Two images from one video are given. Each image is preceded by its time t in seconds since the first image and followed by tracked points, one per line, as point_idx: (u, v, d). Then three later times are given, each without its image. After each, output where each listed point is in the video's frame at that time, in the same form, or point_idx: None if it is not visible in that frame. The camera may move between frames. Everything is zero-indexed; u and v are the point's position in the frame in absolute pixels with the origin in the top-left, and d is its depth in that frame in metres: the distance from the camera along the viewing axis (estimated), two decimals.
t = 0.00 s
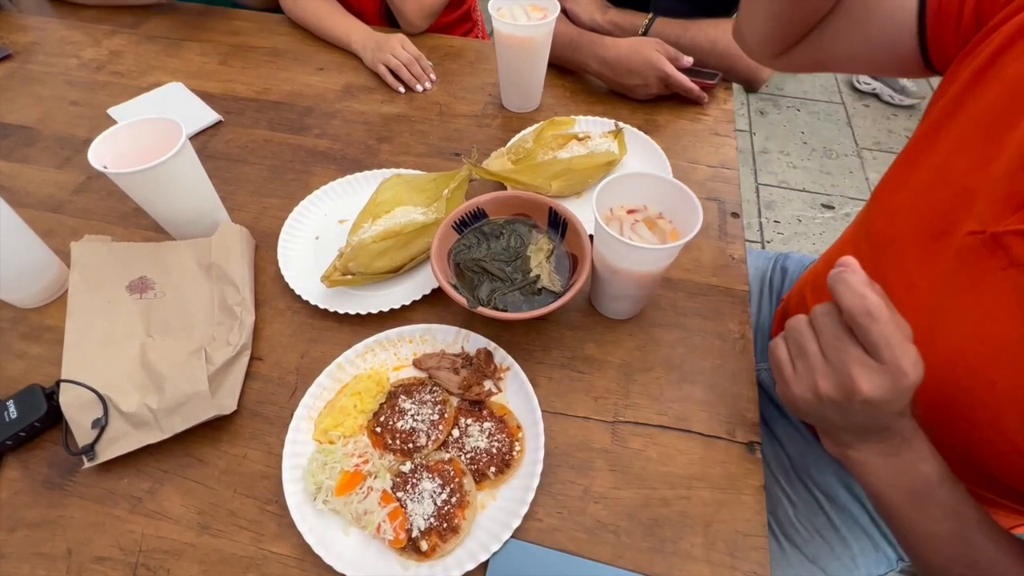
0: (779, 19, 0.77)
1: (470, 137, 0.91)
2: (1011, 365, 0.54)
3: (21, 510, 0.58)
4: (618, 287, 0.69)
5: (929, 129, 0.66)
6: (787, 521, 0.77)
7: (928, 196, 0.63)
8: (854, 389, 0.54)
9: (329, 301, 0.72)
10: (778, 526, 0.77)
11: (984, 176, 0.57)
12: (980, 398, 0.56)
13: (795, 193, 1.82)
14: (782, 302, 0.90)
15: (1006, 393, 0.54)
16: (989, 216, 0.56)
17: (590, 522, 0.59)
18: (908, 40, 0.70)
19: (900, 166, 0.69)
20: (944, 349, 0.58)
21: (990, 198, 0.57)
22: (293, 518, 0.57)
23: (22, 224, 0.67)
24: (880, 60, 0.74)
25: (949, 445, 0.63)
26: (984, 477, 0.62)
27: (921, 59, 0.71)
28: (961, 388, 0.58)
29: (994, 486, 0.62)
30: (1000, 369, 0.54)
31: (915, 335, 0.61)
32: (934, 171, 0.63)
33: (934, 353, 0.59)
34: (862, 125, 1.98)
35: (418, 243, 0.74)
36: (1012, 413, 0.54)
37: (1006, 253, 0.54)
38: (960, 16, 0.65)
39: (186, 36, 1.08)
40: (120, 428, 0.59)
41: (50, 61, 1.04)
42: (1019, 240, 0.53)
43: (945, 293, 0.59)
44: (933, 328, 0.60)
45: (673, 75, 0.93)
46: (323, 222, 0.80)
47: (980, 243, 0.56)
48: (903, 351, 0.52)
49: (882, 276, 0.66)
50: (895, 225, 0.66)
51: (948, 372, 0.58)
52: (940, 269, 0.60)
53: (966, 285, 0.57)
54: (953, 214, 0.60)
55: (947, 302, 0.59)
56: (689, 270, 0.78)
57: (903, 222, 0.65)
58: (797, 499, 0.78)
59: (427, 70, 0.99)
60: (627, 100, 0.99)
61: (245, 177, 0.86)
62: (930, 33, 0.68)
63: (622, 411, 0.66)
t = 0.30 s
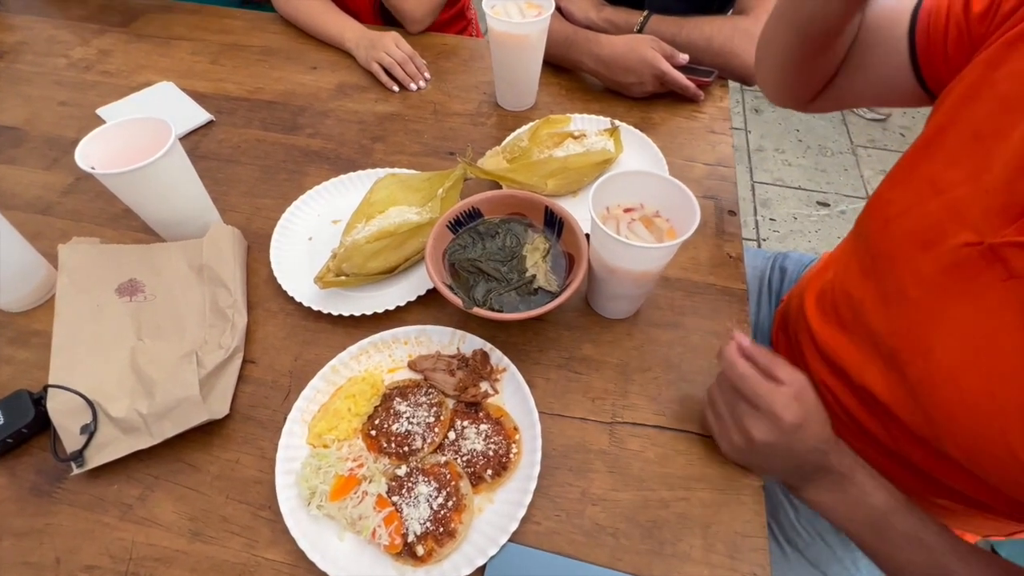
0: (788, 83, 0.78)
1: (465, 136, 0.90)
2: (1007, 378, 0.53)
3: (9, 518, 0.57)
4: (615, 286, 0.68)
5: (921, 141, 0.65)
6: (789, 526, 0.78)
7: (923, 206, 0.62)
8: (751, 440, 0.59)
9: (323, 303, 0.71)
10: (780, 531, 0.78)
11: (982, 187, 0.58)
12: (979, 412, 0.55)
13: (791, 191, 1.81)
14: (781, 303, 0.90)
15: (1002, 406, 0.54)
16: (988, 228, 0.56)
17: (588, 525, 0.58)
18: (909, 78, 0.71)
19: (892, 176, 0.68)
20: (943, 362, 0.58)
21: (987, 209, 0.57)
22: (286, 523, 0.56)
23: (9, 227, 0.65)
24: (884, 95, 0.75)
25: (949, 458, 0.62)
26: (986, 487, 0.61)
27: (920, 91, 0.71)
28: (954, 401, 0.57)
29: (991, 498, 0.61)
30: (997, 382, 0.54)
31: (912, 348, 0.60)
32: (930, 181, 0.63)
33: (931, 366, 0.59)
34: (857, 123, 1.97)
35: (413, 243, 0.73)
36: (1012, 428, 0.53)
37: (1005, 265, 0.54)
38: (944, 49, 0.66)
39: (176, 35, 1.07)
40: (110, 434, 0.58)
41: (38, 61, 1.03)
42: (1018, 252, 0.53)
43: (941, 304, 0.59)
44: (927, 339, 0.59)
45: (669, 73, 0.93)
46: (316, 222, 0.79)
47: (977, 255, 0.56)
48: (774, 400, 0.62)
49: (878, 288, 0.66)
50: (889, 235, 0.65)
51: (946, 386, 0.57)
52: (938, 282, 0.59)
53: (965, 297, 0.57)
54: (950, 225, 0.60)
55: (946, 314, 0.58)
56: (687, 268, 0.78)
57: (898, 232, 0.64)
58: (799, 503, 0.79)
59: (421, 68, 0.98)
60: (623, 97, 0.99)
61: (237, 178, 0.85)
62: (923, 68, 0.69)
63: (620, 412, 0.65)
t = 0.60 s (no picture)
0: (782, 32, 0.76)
1: (460, 133, 0.89)
2: (1004, 374, 0.53)
3: None
4: (612, 283, 0.67)
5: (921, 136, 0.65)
6: (786, 523, 0.78)
7: (923, 202, 0.62)
8: (744, 438, 0.59)
9: (316, 302, 0.70)
10: (777, 528, 0.78)
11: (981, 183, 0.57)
12: (975, 409, 0.55)
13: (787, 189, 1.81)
14: (779, 299, 0.90)
15: (1000, 404, 0.53)
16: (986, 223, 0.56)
17: (585, 525, 0.57)
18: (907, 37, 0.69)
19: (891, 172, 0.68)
20: (939, 359, 0.57)
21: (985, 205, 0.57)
22: (279, 525, 0.55)
23: None
24: (878, 63, 0.72)
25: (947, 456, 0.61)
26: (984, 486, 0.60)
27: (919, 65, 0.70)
28: (950, 398, 0.57)
29: (991, 496, 0.61)
30: (993, 379, 0.53)
31: (908, 345, 0.60)
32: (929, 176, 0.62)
33: (927, 363, 0.58)
34: (852, 121, 1.97)
35: (407, 241, 0.72)
36: (1008, 426, 0.53)
37: (1001, 262, 0.54)
38: (951, 20, 0.65)
39: (168, 32, 1.06)
40: (99, 436, 0.57)
41: (28, 58, 1.02)
42: (1015, 248, 0.53)
43: (938, 301, 0.58)
44: (924, 336, 0.59)
45: (665, 69, 0.92)
46: (309, 221, 0.78)
47: (974, 250, 0.56)
48: (763, 396, 0.61)
49: (876, 284, 0.65)
50: (888, 231, 0.65)
51: (942, 383, 0.57)
52: (936, 278, 0.59)
53: (962, 294, 0.56)
54: (950, 221, 0.59)
55: (942, 310, 0.58)
56: (684, 266, 0.77)
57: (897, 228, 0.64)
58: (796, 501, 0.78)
59: (416, 65, 0.97)
60: (619, 94, 0.98)
61: (230, 176, 0.84)
62: (926, 31, 0.67)
63: (617, 411, 0.65)
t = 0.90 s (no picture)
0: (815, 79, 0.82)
1: (456, 131, 0.89)
2: (996, 375, 0.53)
3: None
4: (609, 281, 0.67)
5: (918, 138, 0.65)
6: (782, 520, 0.78)
7: (917, 204, 0.62)
8: (743, 433, 0.59)
9: (312, 301, 0.70)
10: (774, 525, 0.78)
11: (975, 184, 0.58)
12: (966, 409, 0.55)
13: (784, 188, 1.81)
14: (778, 297, 0.90)
15: (992, 405, 0.53)
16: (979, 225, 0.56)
17: (583, 523, 0.57)
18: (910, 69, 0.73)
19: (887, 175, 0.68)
20: (931, 359, 0.57)
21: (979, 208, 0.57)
22: (275, 524, 0.54)
23: None
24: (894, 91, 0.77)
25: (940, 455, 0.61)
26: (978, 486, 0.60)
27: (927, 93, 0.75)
28: (943, 399, 0.57)
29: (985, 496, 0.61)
30: (985, 380, 0.53)
31: (900, 345, 0.60)
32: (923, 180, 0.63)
33: (919, 362, 0.58)
34: (849, 120, 1.98)
35: (404, 240, 0.72)
36: (998, 425, 0.53)
37: (991, 263, 0.54)
38: (941, 52, 0.70)
39: (163, 30, 1.05)
40: (93, 436, 0.57)
41: (21, 56, 1.01)
42: (1005, 249, 0.53)
43: (931, 301, 0.58)
44: (916, 337, 0.59)
45: (662, 68, 0.92)
46: (305, 219, 0.78)
47: (965, 252, 0.56)
48: (763, 390, 0.61)
49: (870, 285, 0.65)
50: (881, 233, 0.65)
51: (933, 383, 0.57)
52: (929, 278, 0.59)
53: (954, 294, 0.56)
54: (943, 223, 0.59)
55: (935, 310, 0.58)
56: (682, 264, 0.77)
57: (891, 229, 0.64)
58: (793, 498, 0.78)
59: (412, 63, 0.97)
60: (616, 93, 0.98)
61: (225, 174, 0.84)
62: (923, 63, 0.72)
63: (614, 409, 0.65)
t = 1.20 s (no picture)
0: None
1: (455, 130, 0.89)
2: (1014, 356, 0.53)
3: None
4: (608, 280, 0.67)
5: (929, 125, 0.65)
6: (781, 517, 0.78)
7: (930, 190, 0.62)
8: (739, 428, 0.58)
9: (310, 300, 0.69)
10: (773, 522, 0.78)
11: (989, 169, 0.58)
12: (979, 393, 0.55)
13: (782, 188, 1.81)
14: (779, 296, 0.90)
15: (1009, 387, 0.53)
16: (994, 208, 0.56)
17: (581, 523, 0.57)
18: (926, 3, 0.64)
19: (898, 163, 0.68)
20: (945, 344, 0.57)
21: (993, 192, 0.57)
22: (272, 525, 0.54)
23: None
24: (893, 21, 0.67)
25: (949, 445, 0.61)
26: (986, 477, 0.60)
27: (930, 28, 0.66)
28: (959, 383, 0.56)
29: (993, 487, 0.61)
30: (1003, 361, 0.53)
31: (913, 331, 0.60)
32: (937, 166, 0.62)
33: (934, 347, 0.58)
34: (847, 120, 1.98)
35: (402, 238, 0.72)
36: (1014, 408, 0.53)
37: (1010, 245, 0.54)
38: None
39: (159, 27, 1.04)
40: (88, 436, 0.57)
41: (17, 54, 1.00)
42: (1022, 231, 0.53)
43: (947, 286, 0.58)
44: (932, 321, 0.59)
45: (661, 66, 0.92)
46: (303, 218, 0.77)
47: (981, 235, 0.56)
48: (758, 385, 0.61)
49: (883, 272, 0.65)
50: (894, 220, 0.65)
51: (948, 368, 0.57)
52: (943, 265, 0.59)
53: (970, 277, 0.57)
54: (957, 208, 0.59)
55: (950, 295, 0.58)
56: (681, 264, 0.76)
57: (904, 216, 0.64)
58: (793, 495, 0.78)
59: (411, 61, 0.96)
60: (614, 91, 0.98)
61: (222, 173, 0.83)
62: None
63: (612, 409, 0.64)
